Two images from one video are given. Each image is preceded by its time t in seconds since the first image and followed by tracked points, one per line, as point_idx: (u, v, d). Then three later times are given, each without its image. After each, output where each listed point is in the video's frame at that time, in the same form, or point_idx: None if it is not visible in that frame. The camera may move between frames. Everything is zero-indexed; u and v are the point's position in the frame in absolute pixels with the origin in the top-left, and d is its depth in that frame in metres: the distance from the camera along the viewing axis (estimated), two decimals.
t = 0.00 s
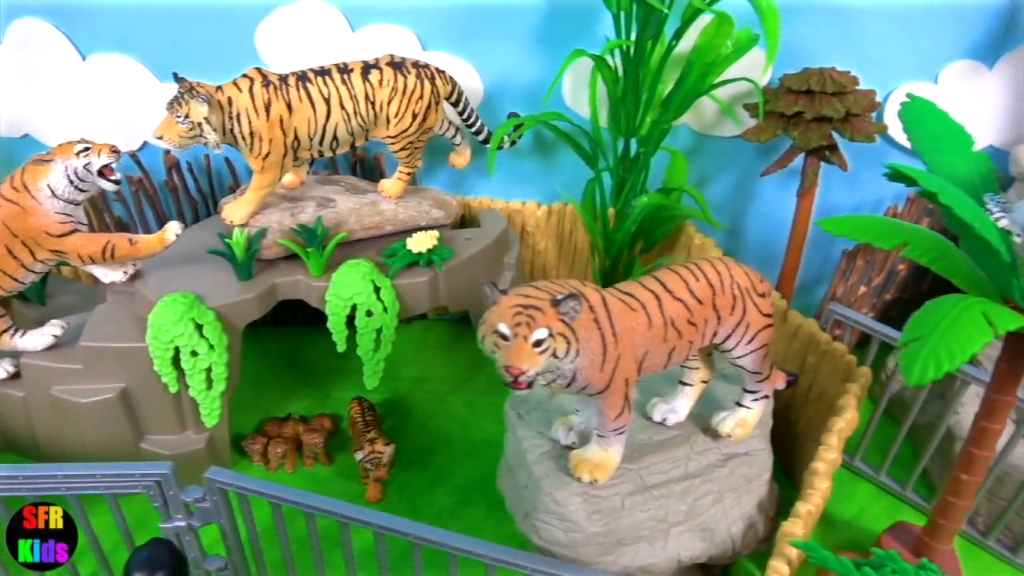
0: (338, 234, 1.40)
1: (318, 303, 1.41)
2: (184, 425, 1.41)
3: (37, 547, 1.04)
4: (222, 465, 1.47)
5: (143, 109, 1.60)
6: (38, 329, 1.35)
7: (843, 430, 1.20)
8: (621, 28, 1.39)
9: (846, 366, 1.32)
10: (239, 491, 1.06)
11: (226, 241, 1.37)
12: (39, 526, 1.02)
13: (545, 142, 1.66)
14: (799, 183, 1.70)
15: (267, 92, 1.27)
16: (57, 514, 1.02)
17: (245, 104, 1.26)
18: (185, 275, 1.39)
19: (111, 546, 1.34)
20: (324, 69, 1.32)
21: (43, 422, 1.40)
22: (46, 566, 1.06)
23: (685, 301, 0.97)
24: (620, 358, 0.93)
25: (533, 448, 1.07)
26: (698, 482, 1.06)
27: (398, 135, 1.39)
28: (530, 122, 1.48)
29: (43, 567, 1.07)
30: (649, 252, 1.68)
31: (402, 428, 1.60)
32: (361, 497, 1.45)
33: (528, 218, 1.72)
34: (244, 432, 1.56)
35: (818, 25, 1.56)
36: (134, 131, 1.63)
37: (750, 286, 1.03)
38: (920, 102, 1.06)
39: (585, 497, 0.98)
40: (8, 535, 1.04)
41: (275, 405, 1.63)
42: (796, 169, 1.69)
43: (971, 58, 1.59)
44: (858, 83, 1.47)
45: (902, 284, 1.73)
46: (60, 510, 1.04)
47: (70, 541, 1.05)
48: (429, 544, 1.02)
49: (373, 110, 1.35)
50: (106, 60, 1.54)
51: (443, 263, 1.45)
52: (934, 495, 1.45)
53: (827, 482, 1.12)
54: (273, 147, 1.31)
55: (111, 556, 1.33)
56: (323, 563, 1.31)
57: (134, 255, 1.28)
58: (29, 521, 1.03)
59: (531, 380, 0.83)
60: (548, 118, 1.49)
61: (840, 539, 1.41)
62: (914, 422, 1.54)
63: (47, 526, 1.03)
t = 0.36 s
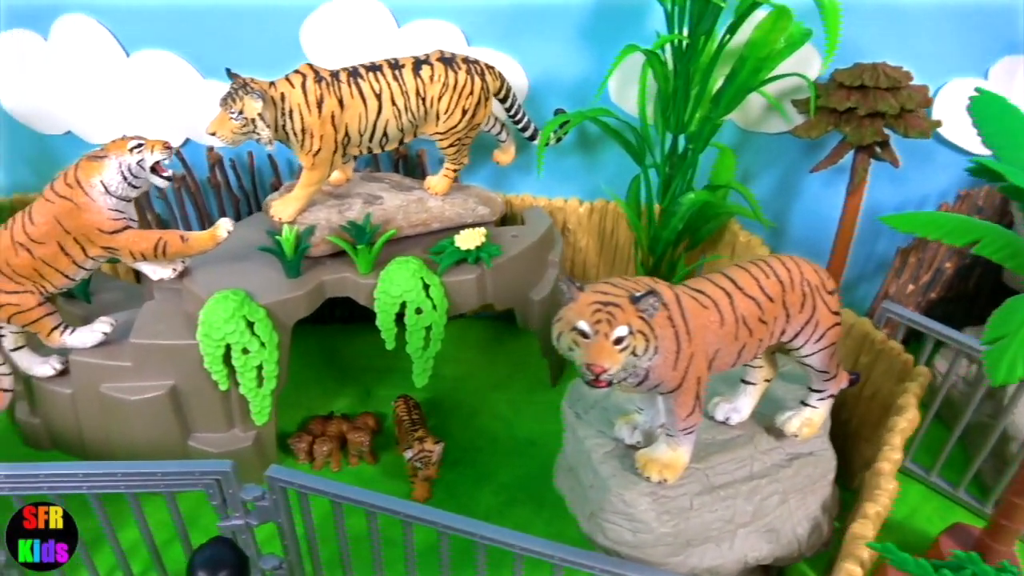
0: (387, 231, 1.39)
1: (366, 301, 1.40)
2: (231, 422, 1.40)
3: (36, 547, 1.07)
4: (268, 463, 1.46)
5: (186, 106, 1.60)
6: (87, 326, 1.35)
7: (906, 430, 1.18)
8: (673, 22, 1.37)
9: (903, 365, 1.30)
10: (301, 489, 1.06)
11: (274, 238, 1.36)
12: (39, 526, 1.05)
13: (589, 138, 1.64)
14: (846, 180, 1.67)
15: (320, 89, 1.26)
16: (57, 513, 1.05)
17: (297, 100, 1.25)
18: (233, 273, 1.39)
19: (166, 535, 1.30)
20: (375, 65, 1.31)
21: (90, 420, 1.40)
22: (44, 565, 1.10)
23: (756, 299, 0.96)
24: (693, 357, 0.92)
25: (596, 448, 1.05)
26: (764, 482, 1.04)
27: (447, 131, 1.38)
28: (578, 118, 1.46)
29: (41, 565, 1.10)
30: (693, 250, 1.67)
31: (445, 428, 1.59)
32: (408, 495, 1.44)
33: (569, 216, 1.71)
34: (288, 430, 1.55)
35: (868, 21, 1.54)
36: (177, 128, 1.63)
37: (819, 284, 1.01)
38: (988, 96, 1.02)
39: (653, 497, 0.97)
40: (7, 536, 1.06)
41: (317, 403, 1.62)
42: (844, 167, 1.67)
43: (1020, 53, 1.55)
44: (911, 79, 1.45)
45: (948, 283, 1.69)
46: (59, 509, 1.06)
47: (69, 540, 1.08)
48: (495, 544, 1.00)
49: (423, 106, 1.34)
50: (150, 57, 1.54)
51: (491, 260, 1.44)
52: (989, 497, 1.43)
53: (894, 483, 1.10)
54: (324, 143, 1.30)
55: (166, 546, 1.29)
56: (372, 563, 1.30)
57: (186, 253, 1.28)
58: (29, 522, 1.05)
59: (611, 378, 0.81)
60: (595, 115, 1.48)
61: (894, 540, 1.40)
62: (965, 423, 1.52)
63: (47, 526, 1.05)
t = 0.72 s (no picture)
0: (438, 234, 1.38)
1: (416, 304, 1.39)
2: (279, 425, 1.39)
3: (36, 547, 1.07)
4: (315, 467, 1.45)
5: (230, 106, 1.59)
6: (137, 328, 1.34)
7: (972, 439, 1.16)
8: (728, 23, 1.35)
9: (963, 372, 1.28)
10: (362, 495, 1.05)
11: (325, 240, 1.35)
12: (39, 526, 1.05)
13: (634, 140, 1.63)
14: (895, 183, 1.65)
15: (374, 90, 1.25)
16: (57, 513, 1.06)
17: (352, 102, 1.24)
18: (282, 275, 1.38)
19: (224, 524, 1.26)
20: (428, 66, 1.30)
21: (137, 423, 1.39)
22: (44, 565, 1.10)
23: (832, 306, 0.94)
24: (771, 366, 0.90)
25: (662, 456, 1.04)
26: (834, 492, 1.02)
27: (499, 133, 1.36)
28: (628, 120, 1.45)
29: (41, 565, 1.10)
30: (739, 254, 1.65)
31: (489, 432, 1.58)
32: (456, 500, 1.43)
33: (613, 218, 1.69)
34: (333, 434, 1.54)
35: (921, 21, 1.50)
36: (221, 129, 1.62)
37: (893, 291, 0.99)
38: None
39: (725, 507, 0.96)
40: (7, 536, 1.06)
41: (359, 406, 1.61)
42: (892, 170, 1.64)
43: None
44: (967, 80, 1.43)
45: (996, 287, 1.66)
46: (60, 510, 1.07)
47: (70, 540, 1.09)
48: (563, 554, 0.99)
49: (476, 108, 1.32)
50: (195, 57, 1.53)
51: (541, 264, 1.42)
52: None
53: (963, 493, 1.09)
54: (377, 146, 1.29)
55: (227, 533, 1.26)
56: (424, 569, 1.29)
57: (239, 256, 1.26)
58: (29, 522, 1.05)
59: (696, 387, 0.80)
60: (645, 116, 1.46)
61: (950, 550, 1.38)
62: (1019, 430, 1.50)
63: (47, 526, 1.06)
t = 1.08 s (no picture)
0: (481, 235, 1.36)
1: (457, 305, 1.37)
2: (319, 426, 1.38)
3: (37, 548, 1.06)
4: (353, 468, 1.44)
5: (268, 104, 1.58)
6: (177, 328, 1.34)
7: None
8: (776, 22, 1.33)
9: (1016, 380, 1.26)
10: (413, 500, 1.03)
11: (367, 240, 1.34)
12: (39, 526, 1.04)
13: (674, 141, 1.61)
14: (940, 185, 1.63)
15: (422, 89, 1.24)
16: (58, 513, 1.04)
17: (399, 101, 1.23)
18: (323, 275, 1.36)
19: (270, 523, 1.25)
20: (475, 65, 1.28)
21: (176, 423, 1.38)
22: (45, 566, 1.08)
23: (900, 312, 0.92)
24: (839, 373, 0.88)
25: (719, 463, 1.02)
26: (896, 502, 1.00)
27: (543, 133, 1.35)
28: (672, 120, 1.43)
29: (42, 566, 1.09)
30: (779, 257, 1.62)
31: (525, 435, 1.56)
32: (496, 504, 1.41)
33: (651, 219, 1.67)
34: (369, 436, 1.53)
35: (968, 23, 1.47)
36: (257, 127, 1.61)
37: (959, 297, 0.97)
38: None
39: (788, 516, 0.94)
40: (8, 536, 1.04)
41: (394, 408, 1.60)
42: (936, 173, 1.62)
43: None
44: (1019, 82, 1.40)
45: None
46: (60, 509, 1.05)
47: (69, 540, 1.08)
48: (622, 561, 0.98)
49: (522, 107, 1.31)
50: (234, 54, 1.52)
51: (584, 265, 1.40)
52: None
53: None
54: (422, 145, 1.28)
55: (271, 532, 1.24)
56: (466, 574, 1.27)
57: (282, 255, 1.25)
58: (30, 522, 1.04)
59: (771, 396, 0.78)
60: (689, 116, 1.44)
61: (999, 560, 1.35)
62: None
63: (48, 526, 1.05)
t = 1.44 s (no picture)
0: (512, 232, 1.34)
1: (487, 304, 1.35)
2: (347, 425, 1.36)
3: (36, 548, 1.07)
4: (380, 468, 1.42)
5: (294, 100, 1.56)
6: (206, 325, 1.32)
7: None
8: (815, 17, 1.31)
9: None
10: (450, 502, 1.01)
11: (396, 237, 1.32)
12: (39, 526, 1.04)
13: (705, 138, 1.59)
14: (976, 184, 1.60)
15: (455, 84, 1.22)
16: (57, 514, 1.04)
17: (432, 96, 1.21)
18: (352, 273, 1.35)
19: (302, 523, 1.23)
20: (508, 59, 1.26)
21: (202, 422, 1.36)
22: (45, 566, 1.09)
23: (953, 314, 0.90)
24: (893, 377, 0.86)
25: (763, 467, 1.00)
26: (944, 508, 0.98)
27: (576, 129, 1.32)
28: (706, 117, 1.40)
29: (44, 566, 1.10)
30: (811, 257, 1.59)
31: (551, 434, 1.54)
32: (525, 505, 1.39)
33: (680, 218, 1.65)
34: (394, 435, 1.51)
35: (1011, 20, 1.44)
36: (283, 123, 1.59)
37: (1013, 299, 0.95)
38: None
39: (837, 523, 0.92)
40: (8, 536, 1.06)
41: (419, 407, 1.58)
42: (971, 172, 1.59)
43: None
44: None
45: None
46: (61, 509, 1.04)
47: (69, 540, 1.07)
48: (667, 567, 0.96)
49: (555, 103, 1.28)
50: (261, 49, 1.51)
51: (616, 264, 1.38)
52: None
53: None
54: (455, 141, 1.25)
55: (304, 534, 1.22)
56: None
57: (313, 253, 1.24)
58: (30, 522, 1.05)
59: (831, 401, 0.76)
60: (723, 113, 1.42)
61: None
62: None
63: (47, 526, 1.05)
